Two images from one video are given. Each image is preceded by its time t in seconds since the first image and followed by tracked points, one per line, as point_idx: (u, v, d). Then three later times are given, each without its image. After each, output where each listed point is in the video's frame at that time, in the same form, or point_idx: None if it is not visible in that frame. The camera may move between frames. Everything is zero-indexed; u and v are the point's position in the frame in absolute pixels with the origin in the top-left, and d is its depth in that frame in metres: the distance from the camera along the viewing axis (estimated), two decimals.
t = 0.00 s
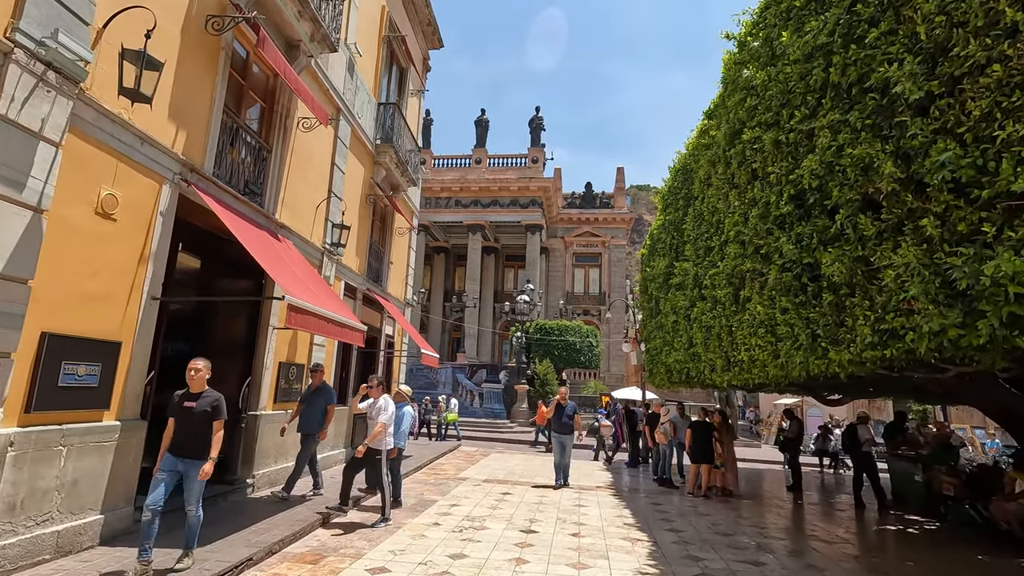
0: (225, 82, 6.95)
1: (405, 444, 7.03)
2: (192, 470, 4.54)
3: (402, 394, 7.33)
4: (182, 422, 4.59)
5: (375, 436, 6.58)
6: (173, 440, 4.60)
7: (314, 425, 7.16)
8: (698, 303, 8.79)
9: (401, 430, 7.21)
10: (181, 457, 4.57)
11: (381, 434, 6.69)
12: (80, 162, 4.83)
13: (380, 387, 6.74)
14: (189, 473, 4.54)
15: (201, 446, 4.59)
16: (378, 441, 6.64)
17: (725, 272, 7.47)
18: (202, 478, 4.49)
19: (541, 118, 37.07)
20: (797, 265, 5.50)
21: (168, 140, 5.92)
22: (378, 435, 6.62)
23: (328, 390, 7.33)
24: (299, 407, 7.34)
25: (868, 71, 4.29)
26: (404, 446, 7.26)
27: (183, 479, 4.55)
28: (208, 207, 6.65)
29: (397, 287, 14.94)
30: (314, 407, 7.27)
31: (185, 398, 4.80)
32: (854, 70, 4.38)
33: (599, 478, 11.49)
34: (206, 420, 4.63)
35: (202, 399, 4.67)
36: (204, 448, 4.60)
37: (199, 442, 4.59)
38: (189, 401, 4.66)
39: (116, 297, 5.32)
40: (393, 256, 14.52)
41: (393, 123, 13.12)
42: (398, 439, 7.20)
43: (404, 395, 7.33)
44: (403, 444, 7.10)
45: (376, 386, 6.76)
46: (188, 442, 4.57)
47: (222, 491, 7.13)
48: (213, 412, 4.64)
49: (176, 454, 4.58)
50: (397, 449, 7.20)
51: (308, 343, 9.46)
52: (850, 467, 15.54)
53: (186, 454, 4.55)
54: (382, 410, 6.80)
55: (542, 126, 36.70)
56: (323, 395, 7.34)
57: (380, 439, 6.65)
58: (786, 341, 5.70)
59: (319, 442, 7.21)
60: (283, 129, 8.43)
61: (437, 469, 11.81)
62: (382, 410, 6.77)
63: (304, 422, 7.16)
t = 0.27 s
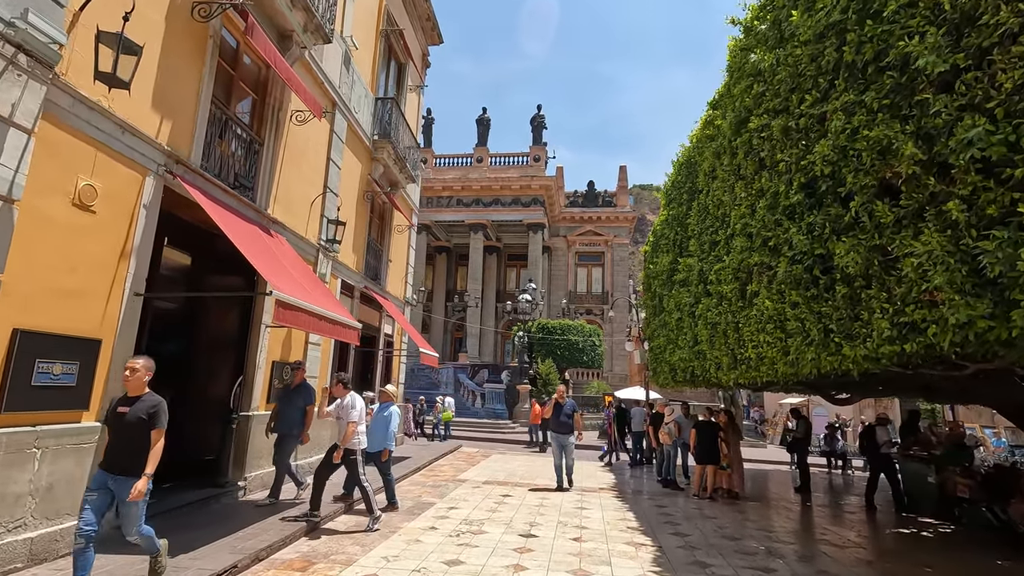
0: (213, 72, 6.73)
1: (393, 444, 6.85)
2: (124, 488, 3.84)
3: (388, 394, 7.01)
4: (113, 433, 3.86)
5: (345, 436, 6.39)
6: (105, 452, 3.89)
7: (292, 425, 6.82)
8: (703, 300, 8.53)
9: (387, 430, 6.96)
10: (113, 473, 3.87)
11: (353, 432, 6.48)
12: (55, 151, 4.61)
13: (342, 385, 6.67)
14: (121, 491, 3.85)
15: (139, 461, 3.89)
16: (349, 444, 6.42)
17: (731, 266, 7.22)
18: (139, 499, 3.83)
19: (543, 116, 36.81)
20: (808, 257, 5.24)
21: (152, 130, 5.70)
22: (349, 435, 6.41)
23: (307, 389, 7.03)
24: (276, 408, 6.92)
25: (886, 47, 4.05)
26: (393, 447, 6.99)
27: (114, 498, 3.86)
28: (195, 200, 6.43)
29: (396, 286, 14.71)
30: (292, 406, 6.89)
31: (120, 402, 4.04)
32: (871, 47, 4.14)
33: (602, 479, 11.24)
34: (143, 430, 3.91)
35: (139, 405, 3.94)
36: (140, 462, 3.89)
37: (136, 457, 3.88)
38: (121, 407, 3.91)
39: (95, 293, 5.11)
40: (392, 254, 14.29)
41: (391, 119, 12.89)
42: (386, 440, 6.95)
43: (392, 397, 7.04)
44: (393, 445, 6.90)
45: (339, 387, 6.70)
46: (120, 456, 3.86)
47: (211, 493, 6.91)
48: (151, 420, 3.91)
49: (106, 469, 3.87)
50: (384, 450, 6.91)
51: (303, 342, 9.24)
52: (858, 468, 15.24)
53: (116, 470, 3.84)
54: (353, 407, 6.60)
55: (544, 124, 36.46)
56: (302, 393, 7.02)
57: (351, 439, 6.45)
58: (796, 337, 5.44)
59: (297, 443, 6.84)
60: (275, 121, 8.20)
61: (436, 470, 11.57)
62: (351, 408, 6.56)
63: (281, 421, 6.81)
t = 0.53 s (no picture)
0: (198, 63, 6.49)
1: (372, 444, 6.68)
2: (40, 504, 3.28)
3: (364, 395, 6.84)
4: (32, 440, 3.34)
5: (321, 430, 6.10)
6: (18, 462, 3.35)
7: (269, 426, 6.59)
8: (706, 299, 8.27)
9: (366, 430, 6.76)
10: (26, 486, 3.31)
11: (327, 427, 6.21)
12: (23, 142, 4.37)
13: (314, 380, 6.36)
14: (31, 508, 3.26)
15: (64, 469, 3.39)
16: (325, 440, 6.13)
17: (735, 264, 6.96)
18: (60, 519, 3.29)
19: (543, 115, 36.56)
20: (818, 253, 4.99)
21: (130, 122, 5.46)
22: (325, 429, 6.14)
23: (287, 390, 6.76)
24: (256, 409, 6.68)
25: (903, 26, 3.83)
26: (372, 449, 6.80)
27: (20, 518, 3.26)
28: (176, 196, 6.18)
29: (393, 286, 14.46)
30: (273, 407, 6.63)
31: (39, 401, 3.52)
32: (888, 28, 3.91)
33: (603, 483, 10.98)
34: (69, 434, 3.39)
35: (61, 407, 3.39)
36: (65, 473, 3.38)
37: (60, 464, 3.37)
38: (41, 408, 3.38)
39: (69, 292, 4.86)
40: (389, 253, 14.05)
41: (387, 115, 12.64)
42: (364, 441, 6.75)
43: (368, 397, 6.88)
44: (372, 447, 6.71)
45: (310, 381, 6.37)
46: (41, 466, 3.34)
47: (196, 501, 6.64)
48: (77, 423, 3.40)
49: (19, 483, 3.32)
50: (361, 452, 6.71)
51: (295, 343, 9.00)
52: (864, 470, 14.96)
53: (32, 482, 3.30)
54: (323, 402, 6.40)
55: (545, 123, 36.19)
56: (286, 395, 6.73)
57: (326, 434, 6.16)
58: (805, 337, 5.18)
59: (279, 443, 6.68)
60: (265, 116, 7.96)
61: (433, 474, 11.32)
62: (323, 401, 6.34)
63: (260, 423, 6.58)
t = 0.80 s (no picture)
0: (182, 51, 6.25)
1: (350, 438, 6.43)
2: None
3: (344, 388, 6.70)
4: None
5: (293, 430, 5.90)
6: None
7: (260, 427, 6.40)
8: (711, 295, 8.01)
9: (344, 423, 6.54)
10: None
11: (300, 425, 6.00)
12: None
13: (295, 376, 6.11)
14: None
15: None
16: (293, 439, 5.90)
17: (742, 258, 6.72)
18: None
19: (543, 113, 36.30)
20: (831, 243, 4.74)
21: (109, 109, 5.22)
22: (297, 428, 5.94)
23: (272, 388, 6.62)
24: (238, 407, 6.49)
25: None
26: (349, 445, 6.55)
27: None
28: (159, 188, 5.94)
29: (390, 284, 14.24)
30: (258, 407, 6.46)
31: None
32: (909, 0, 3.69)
33: (605, 485, 10.73)
34: None
35: None
36: None
37: None
38: None
39: (44, 286, 4.62)
40: (386, 251, 13.82)
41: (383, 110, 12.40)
42: (342, 435, 6.52)
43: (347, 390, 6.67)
44: (349, 441, 6.47)
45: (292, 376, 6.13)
46: None
47: (184, 505, 6.37)
48: None
49: None
50: (338, 446, 6.49)
51: (287, 341, 8.76)
52: (870, 470, 14.69)
53: None
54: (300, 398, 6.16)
55: (545, 121, 35.92)
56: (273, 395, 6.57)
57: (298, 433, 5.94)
58: (818, 332, 4.93)
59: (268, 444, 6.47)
60: (255, 107, 7.72)
61: (430, 476, 11.08)
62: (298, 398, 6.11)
63: (249, 426, 6.36)
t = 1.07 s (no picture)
0: (167, 39, 5.99)
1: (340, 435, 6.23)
2: None
3: (330, 385, 6.48)
4: None
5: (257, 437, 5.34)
6: None
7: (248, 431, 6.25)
8: (718, 292, 7.75)
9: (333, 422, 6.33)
10: None
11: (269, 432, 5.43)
12: None
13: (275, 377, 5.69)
14: None
15: None
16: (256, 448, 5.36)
17: (751, 252, 6.46)
18: None
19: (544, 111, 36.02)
20: (849, 235, 4.49)
21: (87, 98, 4.96)
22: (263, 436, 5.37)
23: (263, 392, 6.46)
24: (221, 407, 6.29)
25: None
26: (339, 443, 6.31)
27: None
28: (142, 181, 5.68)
29: (389, 283, 14.00)
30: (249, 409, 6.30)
31: None
32: None
33: (608, 487, 10.48)
34: None
35: None
36: None
37: None
38: None
39: (17, 283, 4.38)
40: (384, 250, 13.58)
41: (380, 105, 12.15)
42: (331, 434, 6.31)
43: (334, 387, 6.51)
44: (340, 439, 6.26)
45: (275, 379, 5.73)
46: None
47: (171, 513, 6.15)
48: None
49: None
50: (327, 445, 6.26)
51: (281, 342, 8.53)
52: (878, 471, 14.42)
53: None
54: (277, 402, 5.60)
55: (545, 119, 35.64)
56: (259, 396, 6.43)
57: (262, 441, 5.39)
58: (833, 330, 4.68)
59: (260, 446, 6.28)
60: (245, 100, 7.48)
61: (429, 479, 10.83)
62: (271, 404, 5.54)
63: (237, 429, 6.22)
